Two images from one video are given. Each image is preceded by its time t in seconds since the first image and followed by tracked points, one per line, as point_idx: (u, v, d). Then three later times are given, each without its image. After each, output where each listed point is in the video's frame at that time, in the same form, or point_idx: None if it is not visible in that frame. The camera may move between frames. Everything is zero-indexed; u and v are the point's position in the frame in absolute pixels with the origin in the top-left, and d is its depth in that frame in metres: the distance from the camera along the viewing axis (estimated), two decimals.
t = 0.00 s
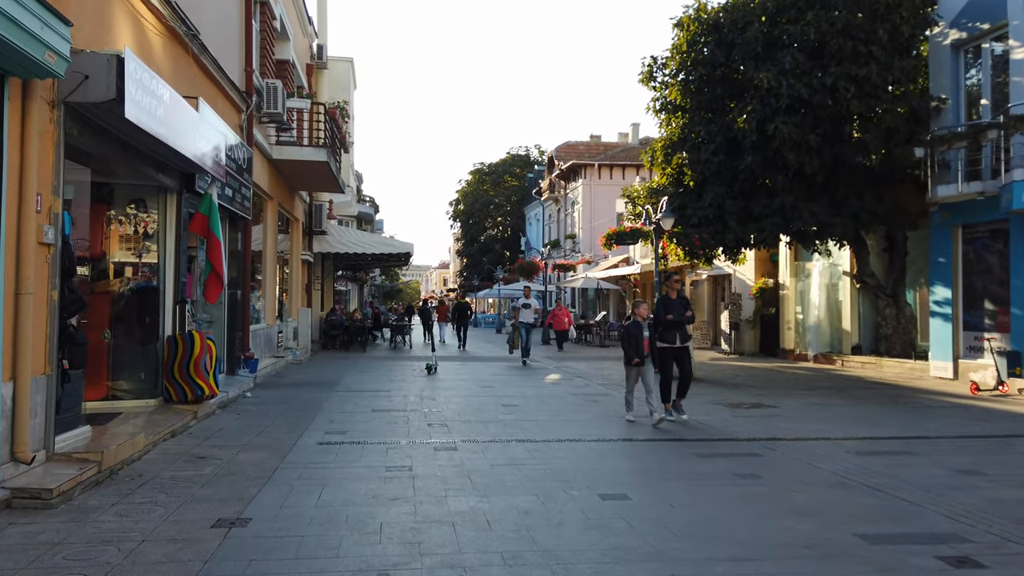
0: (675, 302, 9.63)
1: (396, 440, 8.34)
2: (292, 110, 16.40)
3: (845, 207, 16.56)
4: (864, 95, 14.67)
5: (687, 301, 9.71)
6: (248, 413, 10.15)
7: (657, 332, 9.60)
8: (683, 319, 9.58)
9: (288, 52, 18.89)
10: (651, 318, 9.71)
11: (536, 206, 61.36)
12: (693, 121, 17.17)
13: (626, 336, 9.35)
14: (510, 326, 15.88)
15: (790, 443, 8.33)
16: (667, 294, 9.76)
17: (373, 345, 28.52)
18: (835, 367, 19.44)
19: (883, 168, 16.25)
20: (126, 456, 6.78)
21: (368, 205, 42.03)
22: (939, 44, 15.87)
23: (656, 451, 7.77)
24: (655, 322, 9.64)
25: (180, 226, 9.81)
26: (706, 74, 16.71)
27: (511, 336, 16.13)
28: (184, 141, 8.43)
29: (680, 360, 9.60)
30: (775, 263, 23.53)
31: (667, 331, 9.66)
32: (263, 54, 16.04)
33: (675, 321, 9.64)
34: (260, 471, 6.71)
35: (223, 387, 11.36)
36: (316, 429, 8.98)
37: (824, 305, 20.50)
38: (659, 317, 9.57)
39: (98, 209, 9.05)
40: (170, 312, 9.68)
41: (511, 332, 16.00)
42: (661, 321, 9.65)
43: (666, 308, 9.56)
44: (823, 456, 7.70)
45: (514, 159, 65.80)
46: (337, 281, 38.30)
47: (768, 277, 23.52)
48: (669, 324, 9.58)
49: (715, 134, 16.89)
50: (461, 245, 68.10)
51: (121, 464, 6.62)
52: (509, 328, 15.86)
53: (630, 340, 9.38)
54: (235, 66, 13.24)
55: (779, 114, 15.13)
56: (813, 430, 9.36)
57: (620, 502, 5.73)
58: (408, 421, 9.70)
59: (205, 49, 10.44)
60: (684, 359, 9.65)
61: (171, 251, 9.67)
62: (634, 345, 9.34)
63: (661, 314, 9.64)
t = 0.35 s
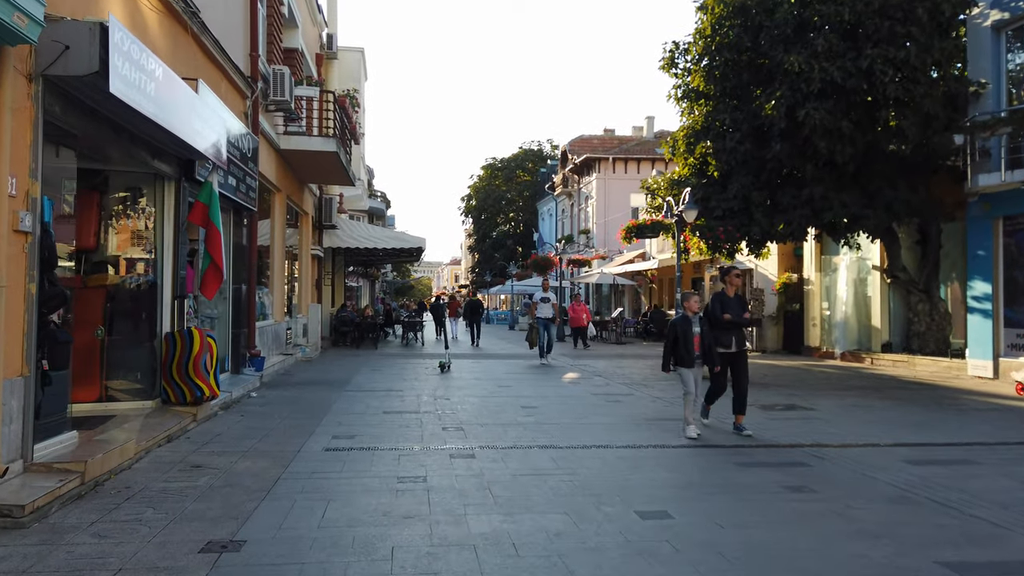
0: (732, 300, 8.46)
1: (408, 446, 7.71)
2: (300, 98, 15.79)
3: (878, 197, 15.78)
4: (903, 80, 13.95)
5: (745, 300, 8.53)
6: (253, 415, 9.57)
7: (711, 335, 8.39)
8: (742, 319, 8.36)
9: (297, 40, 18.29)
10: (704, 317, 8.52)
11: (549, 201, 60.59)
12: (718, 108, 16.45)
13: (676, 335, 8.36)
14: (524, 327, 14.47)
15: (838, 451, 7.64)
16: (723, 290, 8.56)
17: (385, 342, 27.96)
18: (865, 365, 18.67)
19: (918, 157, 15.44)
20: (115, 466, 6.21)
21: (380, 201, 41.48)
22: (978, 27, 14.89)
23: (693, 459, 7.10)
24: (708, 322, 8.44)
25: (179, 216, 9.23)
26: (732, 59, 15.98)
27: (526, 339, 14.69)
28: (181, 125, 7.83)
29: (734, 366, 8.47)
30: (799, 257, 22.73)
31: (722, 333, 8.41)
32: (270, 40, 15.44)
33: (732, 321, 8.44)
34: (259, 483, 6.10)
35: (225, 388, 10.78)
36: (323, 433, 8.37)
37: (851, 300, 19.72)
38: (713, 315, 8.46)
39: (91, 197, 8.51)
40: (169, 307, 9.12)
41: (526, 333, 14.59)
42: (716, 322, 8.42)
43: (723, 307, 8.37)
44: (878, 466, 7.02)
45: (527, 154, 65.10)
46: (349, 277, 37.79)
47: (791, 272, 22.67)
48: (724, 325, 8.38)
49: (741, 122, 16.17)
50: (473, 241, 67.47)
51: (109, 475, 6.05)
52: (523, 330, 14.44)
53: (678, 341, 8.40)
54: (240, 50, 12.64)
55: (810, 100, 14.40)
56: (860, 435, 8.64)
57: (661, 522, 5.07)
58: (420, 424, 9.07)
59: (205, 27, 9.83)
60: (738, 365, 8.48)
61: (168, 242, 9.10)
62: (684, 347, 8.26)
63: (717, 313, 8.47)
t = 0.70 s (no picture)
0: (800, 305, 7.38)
1: (424, 461, 7.10)
2: (310, 92, 15.23)
3: (913, 194, 15.02)
4: (944, 68, 13.21)
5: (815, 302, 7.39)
6: (258, 425, 9.01)
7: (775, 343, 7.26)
8: (812, 327, 7.28)
9: (306, 33, 17.74)
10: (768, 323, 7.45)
11: (562, 200, 59.90)
12: (744, 101, 15.77)
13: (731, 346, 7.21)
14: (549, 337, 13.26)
15: (894, 468, 6.98)
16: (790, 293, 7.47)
17: (397, 343, 27.40)
18: (896, 368, 17.90)
19: (957, 151, 14.68)
20: (101, 485, 5.63)
21: (391, 201, 40.94)
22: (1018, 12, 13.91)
23: (736, 478, 6.47)
24: (771, 330, 7.38)
25: (179, 212, 8.64)
26: (759, 49, 15.31)
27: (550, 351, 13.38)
28: (179, 113, 7.25)
29: (801, 379, 7.35)
30: (825, 256, 21.95)
31: (789, 342, 7.34)
32: (279, 32, 14.89)
33: (799, 328, 7.39)
34: (260, 506, 5.51)
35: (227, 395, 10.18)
36: (332, 445, 7.76)
37: (882, 300, 18.88)
38: (778, 321, 7.36)
39: (84, 193, 7.99)
40: (168, 310, 8.54)
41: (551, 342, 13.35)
42: (781, 329, 7.36)
43: (790, 312, 7.29)
44: (943, 487, 6.34)
45: (539, 153, 64.43)
46: (360, 278, 37.26)
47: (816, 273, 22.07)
48: (792, 332, 7.29)
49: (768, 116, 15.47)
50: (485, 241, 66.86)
51: (94, 496, 5.48)
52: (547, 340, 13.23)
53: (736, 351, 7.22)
54: (246, 40, 12.09)
55: (844, 91, 13.71)
56: (912, 448, 7.97)
57: (715, 558, 4.44)
58: (435, 436, 8.45)
59: (208, 13, 9.28)
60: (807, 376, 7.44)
61: (168, 240, 8.52)
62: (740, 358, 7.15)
63: (782, 318, 7.37)
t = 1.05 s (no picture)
0: (892, 300, 6.32)
1: (443, 477, 6.45)
2: (320, 83, 14.63)
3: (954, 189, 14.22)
4: (990, 53, 12.43)
5: (910, 299, 6.37)
6: (264, 434, 8.41)
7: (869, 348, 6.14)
8: (911, 324, 6.20)
9: (317, 25, 17.16)
10: (855, 323, 6.38)
11: (575, 200, 59.17)
12: (773, 92, 15.08)
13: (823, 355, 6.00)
14: (573, 339, 12.59)
15: (965, 487, 6.28)
16: (877, 287, 6.42)
17: (409, 344, 26.80)
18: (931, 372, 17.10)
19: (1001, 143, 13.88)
20: (85, 507, 5.03)
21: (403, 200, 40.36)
22: None
23: (792, 499, 5.79)
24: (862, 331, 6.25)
25: (180, 205, 8.06)
26: (791, 37, 14.62)
27: (574, 354, 12.69)
28: (177, 96, 6.66)
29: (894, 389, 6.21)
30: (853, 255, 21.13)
31: (882, 345, 6.23)
32: (288, 21, 14.31)
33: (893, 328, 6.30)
34: (262, 532, 4.89)
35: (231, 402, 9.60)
36: (343, 458, 7.14)
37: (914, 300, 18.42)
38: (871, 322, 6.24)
39: (78, 183, 7.50)
40: (168, 310, 7.93)
41: (575, 345, 12.68)
42: (875, 329, 6.22)
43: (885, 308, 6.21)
44: None
45: (553, 152, 63.75)
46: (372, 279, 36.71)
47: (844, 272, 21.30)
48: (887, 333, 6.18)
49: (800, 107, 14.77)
50: (497, 241, 66.23)
51: (77, 520, 4.89)
52: (571, 343, 12.55)
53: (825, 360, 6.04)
54: (254, 27, 11.51)
55: (883, 79, 13.04)
56: (977, 463, 7.25)
57: None
58: (454, 447, 7.81)
59: None
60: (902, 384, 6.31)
61: (168, 235, 7.93)
62: (834, 371, 5.94)
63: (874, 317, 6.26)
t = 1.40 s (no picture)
0: None
1: (460, 493, 5.83)
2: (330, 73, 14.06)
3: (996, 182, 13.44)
4: None
5: None
6: (266, 441, 7.83)
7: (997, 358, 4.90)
8: None
9: (326, 15, 16.60)
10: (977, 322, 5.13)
11: (589, 198, 58.47)
12: (802, 82, 14.39)
13: (929, 365, 4.87)
14: (595, 340, 11.96)
15: None
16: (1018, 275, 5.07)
17: (422, 345, 26.23)
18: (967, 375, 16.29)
19: None
20: (57, 530, 4.46)
21: (415, 199, 39.85)
22: None
23: (854, 524, 5.13)
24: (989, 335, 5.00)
25: (175, 195, 7.44)
26: (822, 23, 13.93)
27: (598, 357, 12.06)
28: (167, 71, 6.06)
29: None
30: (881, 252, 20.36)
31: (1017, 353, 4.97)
32: (297, 9, 13.74)
33: None
34: (257, 559, 4.30)
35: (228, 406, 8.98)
36: (350, 470, 6.54)
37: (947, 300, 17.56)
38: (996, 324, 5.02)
39: (64, 171, 6.91)
40: (162, 308, 7.33)
41: (598, 346, 12.04)
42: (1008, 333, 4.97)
43: None
44: None
45: (566, 150, 63.07)
46: (383, 278, 36.20)
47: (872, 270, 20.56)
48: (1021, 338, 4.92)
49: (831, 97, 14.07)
50: (510, 241, 65.62)
51: (46, 545, 4.33)
52: (593, 344, 11.92)
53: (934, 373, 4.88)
54: (260, 10, 10.95)
55: (922, 64, 12.38)
56: None
57: None
58: (471, 457, 7.19)
59: None
60: None
61: (162, 227, 7.31)
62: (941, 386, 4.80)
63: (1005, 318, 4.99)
